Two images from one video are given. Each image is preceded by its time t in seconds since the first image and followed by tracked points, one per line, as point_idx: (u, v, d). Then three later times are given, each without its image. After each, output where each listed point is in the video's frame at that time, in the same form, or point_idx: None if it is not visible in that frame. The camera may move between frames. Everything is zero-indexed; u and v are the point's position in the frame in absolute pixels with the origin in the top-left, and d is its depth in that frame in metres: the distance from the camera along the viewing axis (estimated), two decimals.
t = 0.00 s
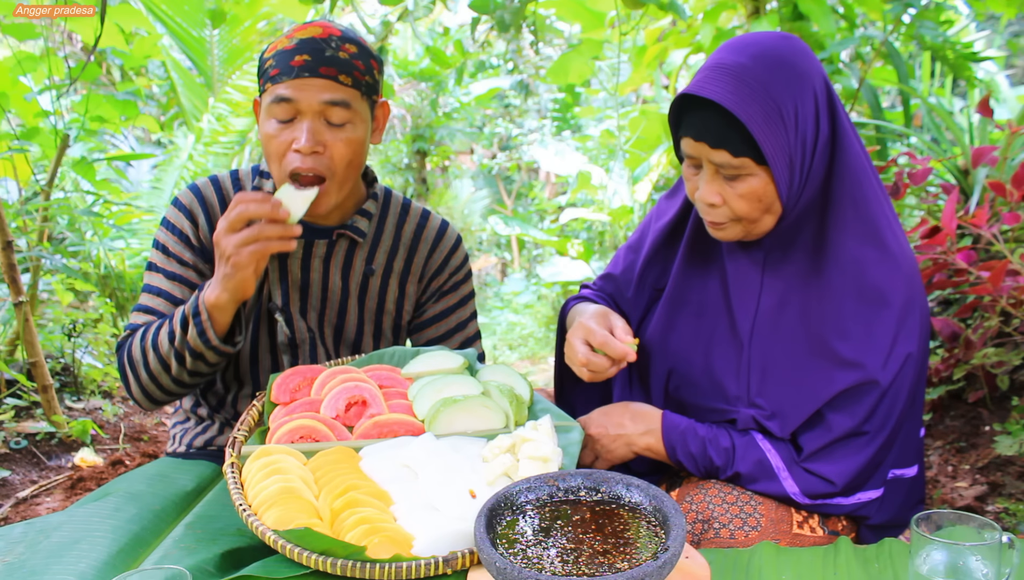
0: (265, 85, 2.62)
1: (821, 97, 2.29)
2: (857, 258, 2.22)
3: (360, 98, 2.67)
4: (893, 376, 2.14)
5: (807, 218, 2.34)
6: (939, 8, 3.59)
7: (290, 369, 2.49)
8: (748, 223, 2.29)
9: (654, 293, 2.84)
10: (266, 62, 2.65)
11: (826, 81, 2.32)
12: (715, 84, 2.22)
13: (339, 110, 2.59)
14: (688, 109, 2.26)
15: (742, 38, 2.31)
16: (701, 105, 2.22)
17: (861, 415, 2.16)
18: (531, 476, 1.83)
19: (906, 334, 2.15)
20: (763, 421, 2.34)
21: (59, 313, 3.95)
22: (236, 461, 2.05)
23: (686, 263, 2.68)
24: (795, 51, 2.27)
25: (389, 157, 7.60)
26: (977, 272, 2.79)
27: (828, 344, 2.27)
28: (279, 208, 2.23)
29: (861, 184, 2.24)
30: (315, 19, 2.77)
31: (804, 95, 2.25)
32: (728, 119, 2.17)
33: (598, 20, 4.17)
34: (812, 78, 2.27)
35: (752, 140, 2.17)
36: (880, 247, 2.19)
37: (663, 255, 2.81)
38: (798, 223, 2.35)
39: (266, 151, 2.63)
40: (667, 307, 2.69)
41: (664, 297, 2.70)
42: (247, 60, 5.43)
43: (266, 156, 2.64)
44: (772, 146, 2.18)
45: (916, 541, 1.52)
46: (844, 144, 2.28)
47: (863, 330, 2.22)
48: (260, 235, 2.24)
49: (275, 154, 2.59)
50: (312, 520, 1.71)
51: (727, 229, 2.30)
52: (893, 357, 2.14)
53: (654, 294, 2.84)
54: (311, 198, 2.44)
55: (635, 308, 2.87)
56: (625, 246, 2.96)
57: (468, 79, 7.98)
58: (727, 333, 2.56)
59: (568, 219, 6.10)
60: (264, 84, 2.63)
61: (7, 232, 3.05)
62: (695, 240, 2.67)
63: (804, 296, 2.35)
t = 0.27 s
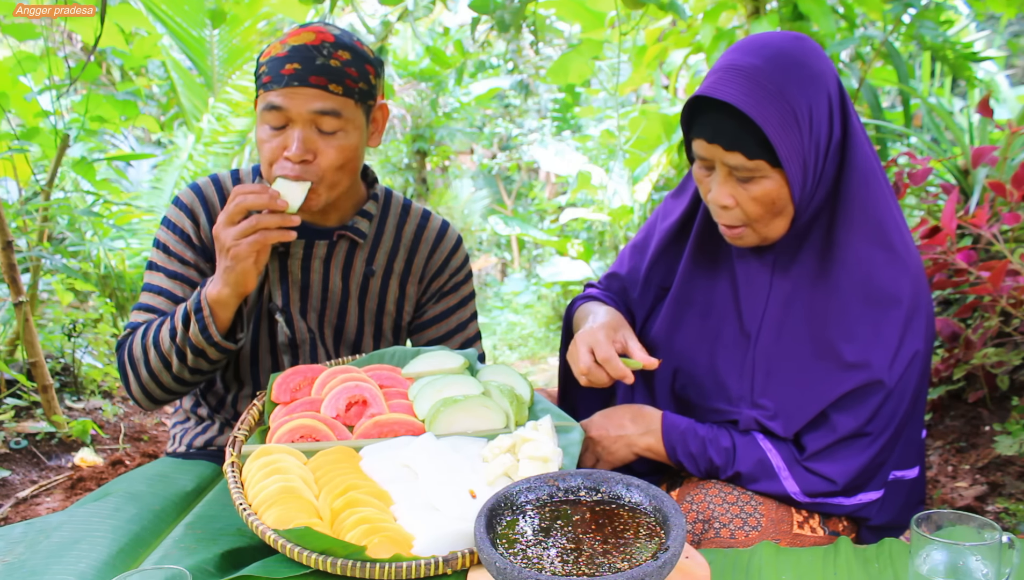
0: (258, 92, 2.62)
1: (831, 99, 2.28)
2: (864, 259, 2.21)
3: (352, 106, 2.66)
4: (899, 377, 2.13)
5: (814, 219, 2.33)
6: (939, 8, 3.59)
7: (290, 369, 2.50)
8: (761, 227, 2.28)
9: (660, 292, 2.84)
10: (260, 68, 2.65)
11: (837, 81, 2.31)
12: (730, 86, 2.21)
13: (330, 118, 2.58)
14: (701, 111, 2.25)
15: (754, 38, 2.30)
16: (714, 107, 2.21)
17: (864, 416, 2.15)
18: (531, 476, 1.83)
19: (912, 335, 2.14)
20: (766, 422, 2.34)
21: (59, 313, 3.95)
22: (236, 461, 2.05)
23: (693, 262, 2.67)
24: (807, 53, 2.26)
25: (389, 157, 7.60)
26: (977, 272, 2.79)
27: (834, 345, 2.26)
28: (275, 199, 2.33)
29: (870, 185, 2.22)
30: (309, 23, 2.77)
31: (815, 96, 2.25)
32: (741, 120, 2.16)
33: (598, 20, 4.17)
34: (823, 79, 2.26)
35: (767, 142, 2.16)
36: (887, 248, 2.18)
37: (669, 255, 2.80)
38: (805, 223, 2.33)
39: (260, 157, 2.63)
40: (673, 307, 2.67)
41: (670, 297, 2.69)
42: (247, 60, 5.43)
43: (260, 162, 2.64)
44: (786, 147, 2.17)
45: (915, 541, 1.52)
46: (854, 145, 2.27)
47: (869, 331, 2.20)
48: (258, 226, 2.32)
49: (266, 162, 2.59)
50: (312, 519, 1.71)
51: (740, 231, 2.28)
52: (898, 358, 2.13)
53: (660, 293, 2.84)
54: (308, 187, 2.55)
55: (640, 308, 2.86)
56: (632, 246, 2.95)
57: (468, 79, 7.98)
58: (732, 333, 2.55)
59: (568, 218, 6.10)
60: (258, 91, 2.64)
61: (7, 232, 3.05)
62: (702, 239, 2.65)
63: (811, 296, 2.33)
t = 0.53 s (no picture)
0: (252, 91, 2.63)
1: (838, 100, 2.26)
2: (868, 260, 2.20)
3: (345, 99, 2.66)
4: (900, 378, 2.13)
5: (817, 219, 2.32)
6: (939, 8, 3.59)
7: (290, 369, 2.50)
8: (770, 226, 2.24)
9: (662, 291, 2.82)
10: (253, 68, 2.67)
11: (845, 82, 2.30)
12: (742, 87, 2.17)
13: (324, 111, 2.58)
14: (712, 111, 2.21)
15: (764, 38, 2.27)
16: (727, 108, 2.17)
17: (865, 415, 2.15)
18: (531, 476, 1.83)
19: (914, 336, 2.14)
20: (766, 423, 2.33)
21: (59, 313, 3.95)
22: (236, 461, 2.05)
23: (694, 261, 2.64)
24: (816, 54, 2.24)
25: (389, 157, 7.61)
26: (977, 272, 2.79)
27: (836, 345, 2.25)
28: (274, 190, 2.35)
29: (874, 187, 2.22)
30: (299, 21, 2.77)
31: (825, 97, 2.22)
32: (756, 122, 2.12)
33: (598, 21, 4.17)
34: (832, 81, 2.24)
35: (780, 142, 2.12)
36: (891, 250, 2.18)
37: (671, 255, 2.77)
38: (809, 224, 2.32)
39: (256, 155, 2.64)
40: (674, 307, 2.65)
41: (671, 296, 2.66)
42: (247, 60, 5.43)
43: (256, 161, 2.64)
44: (799, 148, 2.13)
45: (915, 540, 1.52)
46: (858, 147, 2.27)
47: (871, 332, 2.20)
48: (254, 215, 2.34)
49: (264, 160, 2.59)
50: (312, 520, 1.71)
51: (748, 233, 2.24)
52: (900, 359, 2.13)
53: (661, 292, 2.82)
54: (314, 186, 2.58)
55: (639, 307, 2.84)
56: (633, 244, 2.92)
57: (468, 79, 7.98)
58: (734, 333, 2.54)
59: (568, 218, 6.11)
60: (252, 89, 2.65)
61: (7, 232, 3.05)
62: (705, 239, 2.63)
63: (813, 297, 2.32)
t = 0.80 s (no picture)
0: (251, 89, 2.62)
1: (842, 101, 2.25)
2: (870, 261, 2.19)
3: (345, 91, 2.67)
4: (899, 377, 2.13)
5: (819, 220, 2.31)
6: (939, 8, 3.59)
7: (290, 369, 2.50)
8: (775, 229, 2.22)
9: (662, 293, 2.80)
10: (249, 67, 2.66)
11: (848, 82, 2.28)
12: (749, 89, 2.15)
13: (325, 105, 2.58)
14: (718, 113, 2.18)
15: (769, 38, 2.25)
16: (733, 110, 2.14)
17: (863, 414, 2.15)
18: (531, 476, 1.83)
19: (914, 336, 2.14)
20: (765, 422, 2.33)
21: (59, 313, 3.95)
22: (236, 462, 2.05)
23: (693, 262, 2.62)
24: (820, 54, 2.22)
25: (389, 157, 7.61)
26: (977, 271, 2.79)
27: (836, 346, 2.25)
28: (252, 200, 2.23)
29: (875, 187, 2.21)
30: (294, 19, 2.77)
31: (829, 98, 2.20)
32: (762, 124, 2.10)
33: (598, 21, 4.17)
34: (836, 81, 2.22)
35: (788, 144, 2.10)
36: (892, 250, 2.17)
37: (674, 257, 2.73)
38: (810, 225, 2.31)
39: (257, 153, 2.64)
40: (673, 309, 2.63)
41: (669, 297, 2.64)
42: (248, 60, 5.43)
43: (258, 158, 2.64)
44: (806, 150, 2.12)
45: (915, 540, 1.52)
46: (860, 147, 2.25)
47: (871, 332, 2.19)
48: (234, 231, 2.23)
49: (267, 156, 2.59)
50: (312, 521, 1.71)
51: (753, 237, 2.22)
52: (900, 359, 2.13)
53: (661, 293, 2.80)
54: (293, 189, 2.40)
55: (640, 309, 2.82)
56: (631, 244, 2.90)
57: (468, 79, 7.98)
58: (733, 333, 2.53)
59: (568, 219, 6.11)
60: (250, 87, 2.63)
61: (7, 232, 3.05)
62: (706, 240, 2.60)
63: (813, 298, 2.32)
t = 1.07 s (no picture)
0: (264, 85, 2.60)
1: (846, 103, 2.24)
2: (871, 263, 2.18)
3: (361, 88, 2.68)
4: (901, 379, 2.12)
5: (820, 221, 2.31)
6: (940, 8, 3.59)
7: (290, 369, 2.50)
8: (776, 230, 2.22)
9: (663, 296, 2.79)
10: (260, 63, 2.63)
11: (851, 84, 2.28)
12: (754, 88, 2.14)
13: (343, 103, 2.59)
14: (723, 112, 2.17)
15: (773, 38, 2.25)
16: (737, 109, 2.14)
17: (864, 416, 2.14)
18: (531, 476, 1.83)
19: (915, 338, 2.13)
20: (765, 425, 2.32)
21: (59, 313, 3.95)
22: (236, 462, 2.05)
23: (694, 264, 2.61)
24: (824, 55, 2.22)
25: (389, 157, 7.61)
26: (977, 272, 2.79)
27: (837, 348, 2.24)
28: (224, 251, 2.14)
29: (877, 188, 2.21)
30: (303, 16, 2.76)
31: (834, 99, 2.20)
32: (767, 124, 2.10)
33: (598, 20, 4.17)
34: (840, 82, 2.22)
35: (792, 144, 2.10)
36: (893, 252, 2.16)
37: (674, 259, 2.72)
38: (811, 225, 2.31)
39: (270, 150, 2.63)
40: (673, 311, 2.62)
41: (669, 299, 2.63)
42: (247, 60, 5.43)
43: (271, 155, 2.63)
44: (810, 150, 2.11)
45: (915, 540, 1.52)
46: (862, 148, 2.25)
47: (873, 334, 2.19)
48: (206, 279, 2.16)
49: (283, 153, 2.59)
50: (312, 520, 1.71)
51: (754, 237, 2.23)
52: (901, 361, 2.12)
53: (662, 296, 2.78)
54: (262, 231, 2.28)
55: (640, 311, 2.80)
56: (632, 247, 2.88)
57: (468, 79, 7.98)
58: (734, 335, 2.52)
59: (568, 219, 6.11)
60: (262, 84, 2.61)
61: (7, 232, 3.05)
62: (706, 242, 2.60)
63: (813, 299, 2.31)
